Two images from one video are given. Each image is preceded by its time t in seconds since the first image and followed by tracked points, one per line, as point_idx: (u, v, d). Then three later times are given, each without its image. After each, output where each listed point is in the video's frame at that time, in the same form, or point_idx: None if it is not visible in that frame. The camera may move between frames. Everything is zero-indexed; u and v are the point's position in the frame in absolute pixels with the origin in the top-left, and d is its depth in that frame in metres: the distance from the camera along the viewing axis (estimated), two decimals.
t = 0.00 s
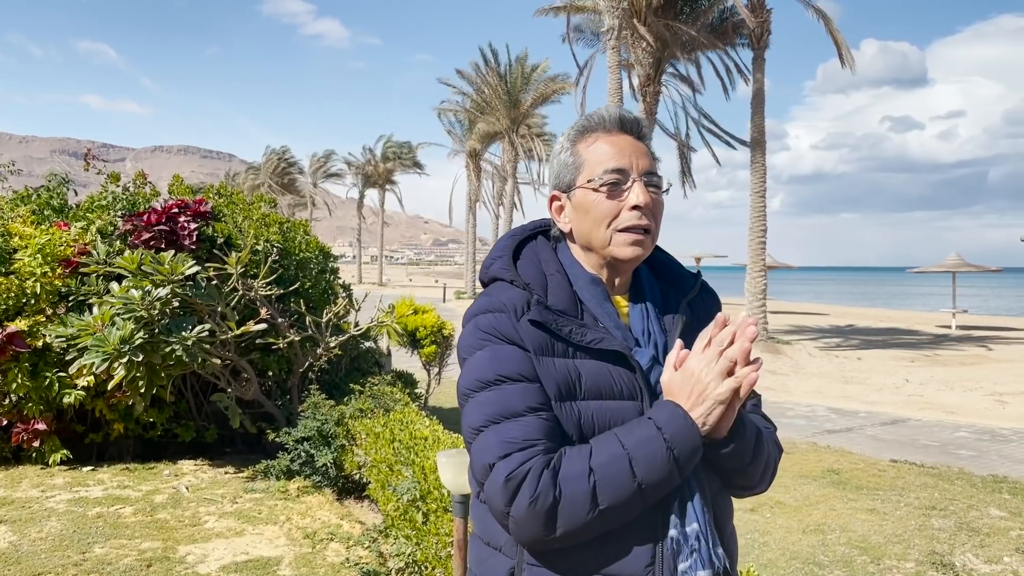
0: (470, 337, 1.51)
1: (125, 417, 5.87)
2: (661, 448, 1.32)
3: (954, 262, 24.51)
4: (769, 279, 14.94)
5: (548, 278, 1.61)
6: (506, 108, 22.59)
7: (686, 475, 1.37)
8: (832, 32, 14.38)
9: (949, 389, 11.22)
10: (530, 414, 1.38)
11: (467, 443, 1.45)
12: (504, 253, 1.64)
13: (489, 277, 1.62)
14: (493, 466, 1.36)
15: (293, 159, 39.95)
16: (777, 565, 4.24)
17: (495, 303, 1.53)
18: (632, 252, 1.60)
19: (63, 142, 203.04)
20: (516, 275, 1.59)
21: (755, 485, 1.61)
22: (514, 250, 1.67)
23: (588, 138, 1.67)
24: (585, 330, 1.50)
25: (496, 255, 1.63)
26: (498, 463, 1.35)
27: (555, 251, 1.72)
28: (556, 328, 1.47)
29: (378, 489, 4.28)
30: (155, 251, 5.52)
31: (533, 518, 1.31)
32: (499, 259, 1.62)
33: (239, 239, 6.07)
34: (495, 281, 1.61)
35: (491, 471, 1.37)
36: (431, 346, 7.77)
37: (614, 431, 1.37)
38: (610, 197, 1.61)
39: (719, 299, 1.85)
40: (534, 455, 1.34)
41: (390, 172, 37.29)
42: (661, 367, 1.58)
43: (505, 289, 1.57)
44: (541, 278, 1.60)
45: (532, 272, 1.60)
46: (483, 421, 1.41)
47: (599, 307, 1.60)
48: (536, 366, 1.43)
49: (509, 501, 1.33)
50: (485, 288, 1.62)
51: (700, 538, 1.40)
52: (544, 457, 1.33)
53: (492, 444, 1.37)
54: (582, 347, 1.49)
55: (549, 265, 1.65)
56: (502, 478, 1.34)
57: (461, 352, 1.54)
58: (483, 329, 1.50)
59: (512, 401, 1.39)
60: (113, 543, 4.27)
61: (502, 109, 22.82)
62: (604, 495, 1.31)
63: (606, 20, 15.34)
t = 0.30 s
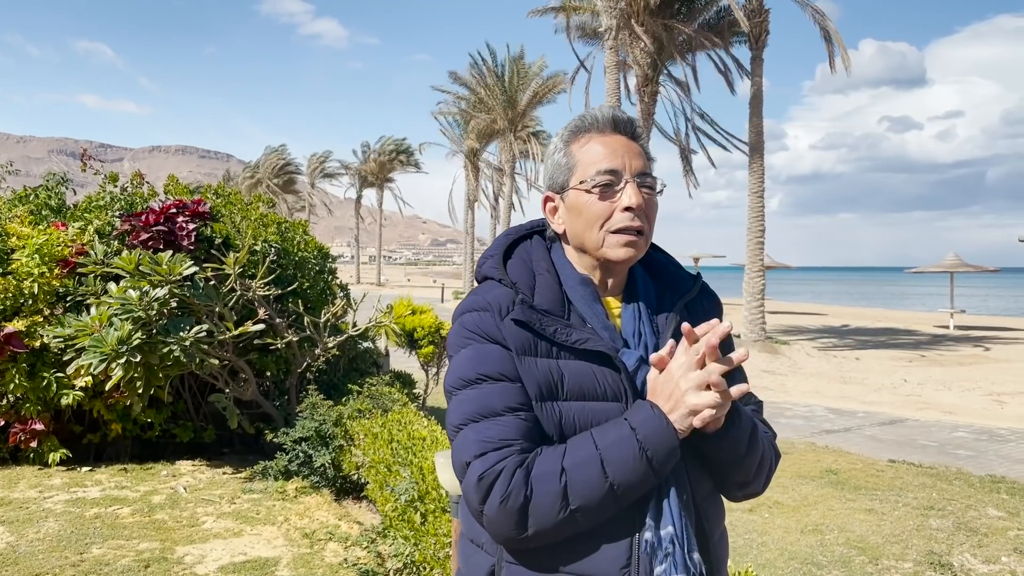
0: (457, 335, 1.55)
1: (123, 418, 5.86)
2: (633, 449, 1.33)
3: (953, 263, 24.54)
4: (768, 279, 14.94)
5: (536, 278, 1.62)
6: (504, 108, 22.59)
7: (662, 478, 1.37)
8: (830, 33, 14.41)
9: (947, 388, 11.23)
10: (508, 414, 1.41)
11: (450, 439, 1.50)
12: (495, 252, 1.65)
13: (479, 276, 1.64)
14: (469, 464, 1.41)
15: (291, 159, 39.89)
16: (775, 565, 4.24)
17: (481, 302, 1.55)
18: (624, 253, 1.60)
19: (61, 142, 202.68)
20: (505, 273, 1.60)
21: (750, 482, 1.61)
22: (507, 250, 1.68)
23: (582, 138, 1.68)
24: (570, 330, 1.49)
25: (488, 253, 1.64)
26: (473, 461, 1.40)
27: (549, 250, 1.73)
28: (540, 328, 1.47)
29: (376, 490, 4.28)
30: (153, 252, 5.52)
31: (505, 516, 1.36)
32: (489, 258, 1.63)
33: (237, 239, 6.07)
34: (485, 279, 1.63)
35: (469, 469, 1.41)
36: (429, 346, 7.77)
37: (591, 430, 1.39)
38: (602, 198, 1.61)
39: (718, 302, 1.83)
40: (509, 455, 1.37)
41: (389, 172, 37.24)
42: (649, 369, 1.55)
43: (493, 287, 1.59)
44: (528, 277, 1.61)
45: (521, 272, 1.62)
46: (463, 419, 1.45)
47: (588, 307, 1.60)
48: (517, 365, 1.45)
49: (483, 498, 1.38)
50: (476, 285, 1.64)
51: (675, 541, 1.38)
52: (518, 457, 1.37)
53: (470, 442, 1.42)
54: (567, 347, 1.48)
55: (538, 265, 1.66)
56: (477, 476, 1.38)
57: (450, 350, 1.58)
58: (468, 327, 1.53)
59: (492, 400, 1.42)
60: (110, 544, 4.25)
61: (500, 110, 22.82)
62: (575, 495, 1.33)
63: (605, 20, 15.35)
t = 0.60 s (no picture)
0: (455, 334, 1.55)
1: (121, 418, 5.85)
2: (627, 451, 1.32)
3: (950, 262, 24.60)
4: (766, 279, 14.95)
5: (535, 278, 1.62)
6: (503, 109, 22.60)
7: (657, 480, 1.36)
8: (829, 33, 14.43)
9: (945, 388, 11.25)
10: (503, 413, 1.41)
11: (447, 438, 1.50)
12: (495, 252, 1.65)
13: (480, 275, 1.64)
14: (463, 462, 1.42)
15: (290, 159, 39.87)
16: (774, 566, 4.25)
17: (478, 301, 1.55)
18: (623, 254, 1.60)
19: (60, 142, 202.62)
20: (504, 273, 1.60)
21: (748, 486, 1.60)
22: (508, 248, 1.69)
23: (582, 138, 1.68)
24: (567, 331, 1.49)
25: (488, 253, 1.64)
26: (468, 460, 1.40)
27: (550, 250, 1.73)
28: (536, 328, 1.47)
29: (375, 490, 4.27)
30: (151, 252, 5.51)
31: (497, 515, 1.36)
32: (489, 258, 1.64)
33: (236, 239, 6.05)
34: (484, 279, 1.63)
35: (463, 467, 1.42)
36: (428, 347, 7.77)
37: (586, 430, 1.39)
38: (600, 199, 1.61)
39: (721, 303, 1.82)
40: (502, 454, 1.38)
41: (387, 172, 37.25)
42: (647, 370, 1.54)
43: (492, 286, 1.59)
44: (527, 277, 1.62)
45: (521, 272, 1.62)
46: (459, 417, 1.46)
47: (587, 307, 1.60)
48: (513, 365, 1.45)
49: (476, 497, 1.39)
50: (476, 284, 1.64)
51: (666, 545, 1.38)
52: (511, 456, 1.37)
53: (465, 440, 1.42)
54: (564, 347, 1.48)
55: (538, 264, 1.66)
56: (470, 474, 1.39)
57: (448, 348, 1.58)
58: (465, 326, 1.53)
59: (487, 400, 1.42)
60: (109, 544, 4.25)
61: (498, 110, 22.82)
62: (567, 495, 1.33)
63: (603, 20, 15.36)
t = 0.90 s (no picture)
0: (456, 334, 1.55)
1: (120, 419, 5.84)
2: (633, 454, 1.33)
3: (949, 263, 24.62)
4: (764, 279, 14.97)
5: (537, 278, 1.62)
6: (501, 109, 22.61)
7: (661, 484, 1.37)
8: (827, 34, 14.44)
9: (943, 388, 11.27)
10: (505, 413, 1.41)
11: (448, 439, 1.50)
12: (496, 252, 1.66)
13: (481, 276, 1.65)
14: (465, 463, 1.41)
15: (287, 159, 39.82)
16: (773, 565, 4.25)
17: (480, 302, 1.56)
18: (607, 251, 1.60)
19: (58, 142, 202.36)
20: (505, 273, 1.60)
21: (747, 490, 1.60)
22: (509, 249, 1.69)
23: (570, 138, 1.70)
24: (568, 331, 1.49)
25: (489, 254, 1.65)
26: (470, 460, 1.40)
27: (551, 250, 1.73)
28: (537, 328, 1.47)
29: (374, 490, 4.26)
30: (150, 252, 5.51)
31: (500, 517, 1.36)
32: (490, 258, 1.64)
33: (235, 239, 6.05)
34: (486, 280, 1.63)
35: (465, 467, 1.42)
36: (427, 347, 7.77)
37: (590, 432, 1.39)
38: (583, 196, 1.63)
39: (723, 305, 1.82)
40: (505, 454, 1.38)
41: (385, 172, 37.24)
42: (648, 369, 1.54)
43: (493, 287, 1.59)
44: (528, 277, 1.61)
45: (522, 272, 1.62)
46: (461, 418, 1.46)
47: (589, 307, 1.60)
48: (514, 365, 1.45)
49: (478, 498, 1.39)
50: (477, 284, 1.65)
51: (670, 547, 1.39)
52: (514, 457, 1.37)
53: (467, 441, 1.42)
54: (565, 347, 1.48)
55: (539, 265, 1.66)
56: (472, 475, 1.39)
57: (449, 348, 1.58)
58: (466, 327, 1.53)
59: (488, 400, 1.42)
60: (108, 545, 4.24)
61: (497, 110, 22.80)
62: (571, 498, 1.33)
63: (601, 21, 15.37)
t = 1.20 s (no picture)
0: (450, 335, 1.57)
1: (119, 419, 5.84)
2: (618, 454, 1.32)
3: (947, 263, 24.67)
4: (763, 280, 14.98)
5: (530, 279, 1.62)
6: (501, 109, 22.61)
7: (649, 484, 1.36)
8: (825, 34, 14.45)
9: (942, 389, 11.29)
10: (494, 413, 1.42)
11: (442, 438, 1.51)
12: (493, 254, 1.67)
13: (477, 278, 1.66)
14: (454, 462, 1.42)
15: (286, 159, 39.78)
16: (772, 566, 4.25)
17: (472, 303, 1.57)
18: (592, 252, 1.61)
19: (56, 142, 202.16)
20: (498, 275, 1.61)
21: (745, 494, 1.59)
22: (504, 252, 1.70)
23: (552, 141, 1.71)
24: (560, 331, 1.49)
25: (485, 256, 1.66)
26: (457, 459, 1.41)
27: (547, 252, 1.74)
28: (527, 328, 1.47)
29: (373, 491, 4.26)
30: (149, 252, 5.51)
31: (485, 515, 1.37)
32: (486, 260, 1.66)
33: (233, 240, 6.04)
34: (481, 281, 1.64)
35: (453, 466, 1.43)
36: (426, 347, 7.78)
37: (578, 432, 1.39)
38: (564, 199, 1.64)
39: (724, 303, 1.80)
40: (491, 454, 1.38)
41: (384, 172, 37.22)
42: (641, 369, 1.52)
43: (487, 288, 1.61)
44: (522, 278, 1.62)
45: (515, 274, 1.62)
46: (452, 417, 1.47)
47: (582, 307, 1.60)
48: (505, 366, 1.46)
49: (465, 497, 1.39)
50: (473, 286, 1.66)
51: (657, 548, 1.38)
52: (501, 457, 1.38)
53: (456, 441, 1.43)
54: (556, 348, 1.47)
55: (534, 266, 1.66)
56: (459, 474, 1.40)
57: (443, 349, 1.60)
58: (458, 328, 1.55)
59: (477, 401, 1.43)
60: (106, 546, 4.24)
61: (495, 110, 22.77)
62: (556, 497, 1.33)
63: (601, 21, 15.37)
